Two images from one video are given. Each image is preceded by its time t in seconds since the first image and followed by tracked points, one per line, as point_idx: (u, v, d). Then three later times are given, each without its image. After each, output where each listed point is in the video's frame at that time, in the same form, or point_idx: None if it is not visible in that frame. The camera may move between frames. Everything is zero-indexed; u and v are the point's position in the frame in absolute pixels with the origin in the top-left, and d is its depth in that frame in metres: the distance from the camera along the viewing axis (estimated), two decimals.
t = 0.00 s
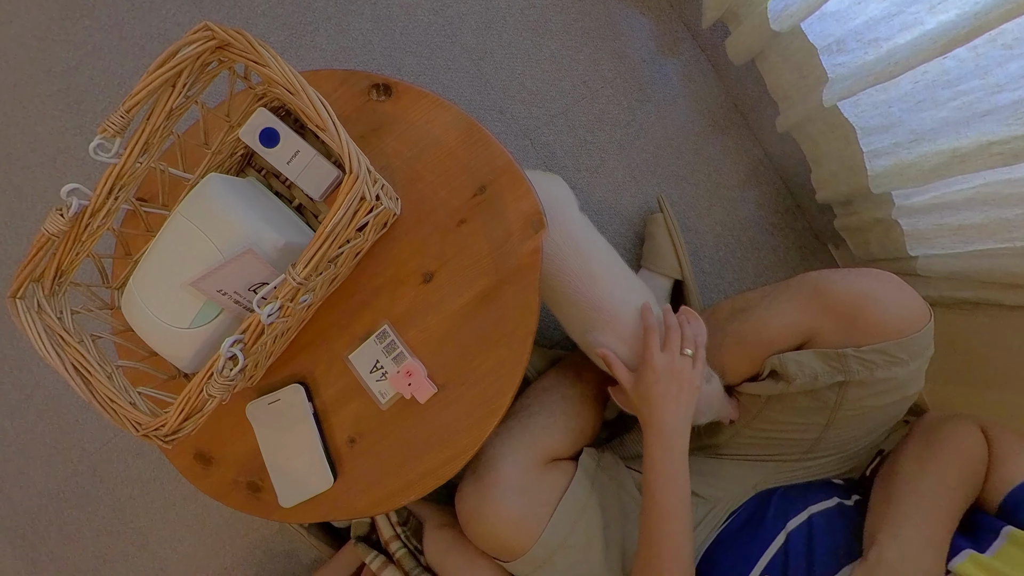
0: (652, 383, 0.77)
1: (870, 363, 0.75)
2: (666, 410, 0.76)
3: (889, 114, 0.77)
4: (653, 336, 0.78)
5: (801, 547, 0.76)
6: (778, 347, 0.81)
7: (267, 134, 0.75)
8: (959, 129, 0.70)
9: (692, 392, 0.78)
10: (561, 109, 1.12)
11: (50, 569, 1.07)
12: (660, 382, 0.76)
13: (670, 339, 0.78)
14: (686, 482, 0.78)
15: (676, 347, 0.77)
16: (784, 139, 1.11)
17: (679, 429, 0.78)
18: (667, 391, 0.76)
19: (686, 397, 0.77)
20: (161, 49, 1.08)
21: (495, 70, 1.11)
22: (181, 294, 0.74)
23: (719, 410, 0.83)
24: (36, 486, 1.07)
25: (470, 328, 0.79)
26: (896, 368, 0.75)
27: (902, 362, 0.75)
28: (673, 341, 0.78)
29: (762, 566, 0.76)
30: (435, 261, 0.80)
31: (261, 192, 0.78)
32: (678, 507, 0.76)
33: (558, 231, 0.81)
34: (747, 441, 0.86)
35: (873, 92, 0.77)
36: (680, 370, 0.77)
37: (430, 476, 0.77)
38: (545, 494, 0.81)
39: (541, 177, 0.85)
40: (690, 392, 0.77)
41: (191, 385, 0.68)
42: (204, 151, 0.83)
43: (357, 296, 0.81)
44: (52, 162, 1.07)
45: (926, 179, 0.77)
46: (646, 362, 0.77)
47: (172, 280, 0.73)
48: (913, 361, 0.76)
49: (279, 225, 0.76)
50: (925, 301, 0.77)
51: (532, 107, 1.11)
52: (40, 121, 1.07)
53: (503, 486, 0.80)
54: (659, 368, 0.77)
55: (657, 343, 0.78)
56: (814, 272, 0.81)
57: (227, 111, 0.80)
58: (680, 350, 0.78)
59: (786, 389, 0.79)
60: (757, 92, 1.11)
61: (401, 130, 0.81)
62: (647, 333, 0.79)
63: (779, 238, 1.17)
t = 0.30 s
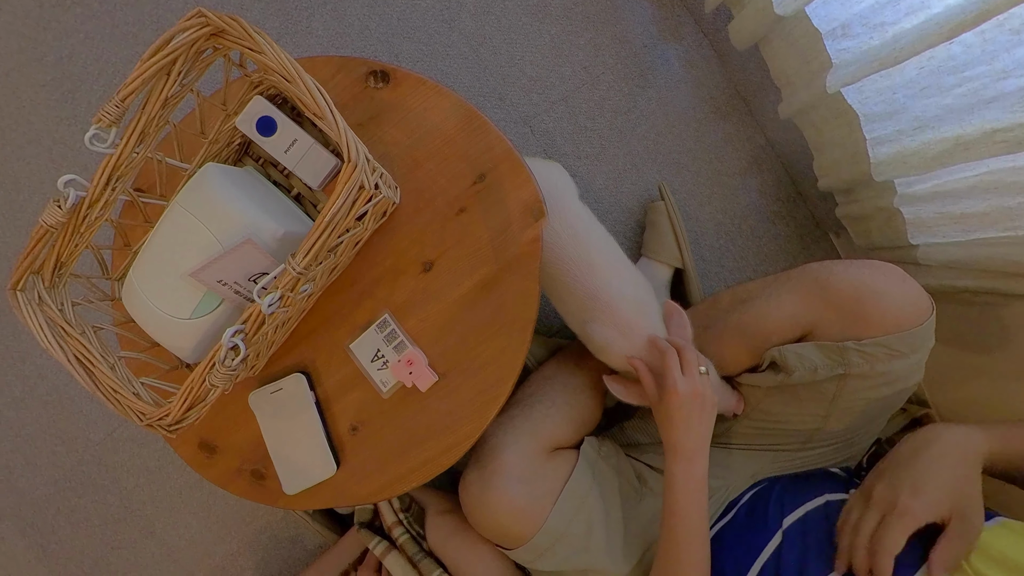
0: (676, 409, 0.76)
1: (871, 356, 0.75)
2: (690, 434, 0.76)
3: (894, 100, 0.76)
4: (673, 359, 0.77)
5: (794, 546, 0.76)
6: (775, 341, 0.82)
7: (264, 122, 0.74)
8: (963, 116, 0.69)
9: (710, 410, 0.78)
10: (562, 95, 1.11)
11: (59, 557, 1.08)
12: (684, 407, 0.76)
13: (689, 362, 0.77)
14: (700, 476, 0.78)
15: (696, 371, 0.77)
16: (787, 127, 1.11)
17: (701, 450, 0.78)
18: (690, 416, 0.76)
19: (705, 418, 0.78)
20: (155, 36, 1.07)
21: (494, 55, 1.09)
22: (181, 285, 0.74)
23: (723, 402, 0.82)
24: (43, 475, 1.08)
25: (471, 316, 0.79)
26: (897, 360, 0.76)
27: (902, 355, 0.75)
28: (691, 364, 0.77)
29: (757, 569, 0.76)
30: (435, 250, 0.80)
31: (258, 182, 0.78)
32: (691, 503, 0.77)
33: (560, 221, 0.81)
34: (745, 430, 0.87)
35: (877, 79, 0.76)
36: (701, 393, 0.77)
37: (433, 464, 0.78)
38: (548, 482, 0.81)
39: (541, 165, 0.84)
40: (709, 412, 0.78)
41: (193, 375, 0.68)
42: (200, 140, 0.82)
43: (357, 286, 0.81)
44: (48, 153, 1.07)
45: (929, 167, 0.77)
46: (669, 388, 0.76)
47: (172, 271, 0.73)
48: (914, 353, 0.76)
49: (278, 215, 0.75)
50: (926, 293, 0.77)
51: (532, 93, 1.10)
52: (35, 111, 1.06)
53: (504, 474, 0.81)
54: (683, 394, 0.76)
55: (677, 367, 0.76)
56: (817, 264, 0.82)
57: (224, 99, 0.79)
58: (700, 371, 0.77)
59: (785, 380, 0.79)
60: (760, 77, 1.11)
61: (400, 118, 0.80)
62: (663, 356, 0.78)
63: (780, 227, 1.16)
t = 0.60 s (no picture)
0: (688, 421, 0.77)
1: (870, 344, 0.76)
2: (703, 444, 0.77)
3: (899, 86, 0.75)
4: (682, 372, 0.77)
5: (792, 528, 0.77)
6: (778, 328, 0.83)
7: (260, 111, 0.73)
8: (967, 104, 0.68)
9: (721, 416, 0.79)
10: (561, 82, 1.09)
11: (69, 544, 1.10)
12: (696, 418, 0.77)
13: (699, 373, 0.77)
14: (698, 461, 0.78)
15: (706, 382, 0.77)
16: (790, 113, 1.10)
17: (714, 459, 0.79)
18: (702, 426, 0.77)
19: (716, 425, 0.79)
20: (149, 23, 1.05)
21: (493, 40, 1.08)
22: (181, 276, 0.73)
23: (725, 392, 0.83)
24: (50, 465, 1.09)
25: (472, 305, 0.79)
26: (895, 347, 0.77)
27: (902, 343, 0.76)
28: (701, 375, 0.77)
29: (756, 551, 0.77)
30: (435, 239, 0.79)
31: (256, 171, 0.77)
32: (691, 490, 0.78)
33: (559, 212, 0.80)
34: (743, 417, 0.88)
35: (881, 65, 0.75)
36: (711, 402, 0.78)
37: (435, 452, 0.79)
38: (549, 470, 0.82)
39: (541, 154, 0.84)
40: (719, 419, 0.79)
41: (195, 365, 0.68)
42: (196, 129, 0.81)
43: (357, 276, 0.81)
44: (44, 143, 1.06)
45: (933, 155, 0.76)
46: (680, 401, 0.76)
47: (172, 262, 0.73)
48: (913, 341, 0.77)
49: (277, 205, 0.75)
50: (926, 278, 0.78)
51: (532, 78, 1.09)
52: (29, 101, 1.05)
53: (507, 463, 0.82)
54: (695, 406, 0.76)
55: (687, 379, 0.77)
56: (817, 252, 0.81)
57: (219, 88, 0.79)
58: (710, 381, 0.78)
59: (784, 367, 0.80)
60: (763, 63, 1.09)
61: (398, 106, 0.79)
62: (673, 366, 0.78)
63: (781, 214, 1.16)
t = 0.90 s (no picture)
0: (678, 398, 0.78)
1: (869, 330, 0.77)
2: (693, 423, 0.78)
3: (904, 72, 0.74)
4: (675, 350, 0.78)
5: (791, 512, 0.78)
6: (778, 315, 0.83)
7: (257, 99, 0.72)
8: (973, 90, 0.67)
9: (716, 398, 0.79)
10: (561, 69, 1.08)
11: (77, 531, 1.12)
12: (687, 396, 0.77)
13: (692, 352, 0.78)
14: (698, 446, 0.79)
15: (700, 361, 0.78)
16: (793, 100, 1.08)
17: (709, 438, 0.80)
18: (692, 405, 0.78)
19: (710, 407, 0.79)
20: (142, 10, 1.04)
21: (491, 25, 1.06)
22: (181, 266, 0.73)
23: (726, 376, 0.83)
24: (56, 455, 1.10)
25: (472, 293, 0.79)
26: (895, 335, 0.77)
27: (902, 331, 0.77)
28: (695, 354, 0.78)
29: (756, 531, 0.78)
30: (435, 228, 0.79)
31: (254, 160, 0.77)
32: (690, 475, 0.78)
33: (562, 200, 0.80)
34: (743, 404, 0.88)
35: (887, 50, 0.74)
36: (704, 382, 0.78)
37: (436, 439, 0.79)
38: (549, 457, 0.83)
39: (541, 143, 0.83)
40: (713, 400, 0.79)
41: (197, 356, 0.68)
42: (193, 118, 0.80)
43: (357, 266, 0.81)
44: (39, 134, 1.05)
45: (937, 141, 0.75)
46: (671, 377, 0.77)
47: (171, 253, 0.73)
48: (913, 328, 0.77)
49: (275, 195, 0.74)
50: (926, 267, 0.78)
51: (531, 64, 1.07)
52: (22, 91, 1.04)
53: (508, 451, 0.82)
54: (685, 384, 0.77)
55: (679, 357, 0.78)
56: (819, 240, 0.82)
57: (215, 76, 0.78)
58: (704, 361, 0.78)
59: (784, 354, 0.81)
60: (767, 49, 1.08)
61: (396, 93, 0.78)
62: (668, 346, 0.79)
63: (782, 202, 1.15)
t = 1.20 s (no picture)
0: (669, 396, 0.78)
1: (868, 317, 0.77)
2: (685, 421, 0.79)
3: (908, 58, 0.73)
4: (666, 348, 0.79)
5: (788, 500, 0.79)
6: (777, 303, 0.84)
7: (253, 86, 0.72)
8: (979, 76, 0.66)
9: (705, 395, 0.80)
10: (561, 53, 1.07)
11: (85, 518, 1.13)
12: (678, 395, 0.78)
13: (683, 350, 0.79)
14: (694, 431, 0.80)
15: (690, 359, 0.78)
16: (795, 86, 1.07)
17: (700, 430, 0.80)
18: (683, 403, 0.78)
19: (700, 404, 0.80)
20: None
21: (490, 8, 1.04)
22: (181, 257, 0.73)
23: (719, 368, 0.84)
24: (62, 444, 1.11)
25: (473, 281, 0.78)
26: (894, 322, 0.77)
27: (901, 318, 0.77)
28: (685, 352, 0.79)
29: (755, 517, 0.79)
30: (434, 217, 0.79)
31: (252, 150, 0.76)
32: (689, 461, 0.79)
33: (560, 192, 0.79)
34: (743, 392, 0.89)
35: (893, 35, 0.73)
36: (694, 380, 0.79)
37: (437, 427, 0.80)
38: (550, 445, 0.84)
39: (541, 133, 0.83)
40: (703, 398, 0.80)
41: (199, 345, 0.68)
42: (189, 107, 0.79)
43: (357, 255, 0.81)
44: (34, 125, 1.04)
45: (941, 128, 0.75)
46: (662, 376, 0.78)
47: (170, 244, 0.72)
48: (913, 315, 0.77)
49: (274, 184, 0.74)
50: (927, 256, 0.78)
51: (530, 49, 1.06)
52: (17, 81, 1.03)
53: (508, 438, 0.83)
54: (676, 382, 0.78)
55: (670, 356, 0.78)
56: (818, 228, 0.82)
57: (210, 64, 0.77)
58: (694, 359, 0.79)
59: (783, 341, 0.81)
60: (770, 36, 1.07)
61: (394, 81, 0.78)
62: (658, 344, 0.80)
63: (784, 189, 1.14)
